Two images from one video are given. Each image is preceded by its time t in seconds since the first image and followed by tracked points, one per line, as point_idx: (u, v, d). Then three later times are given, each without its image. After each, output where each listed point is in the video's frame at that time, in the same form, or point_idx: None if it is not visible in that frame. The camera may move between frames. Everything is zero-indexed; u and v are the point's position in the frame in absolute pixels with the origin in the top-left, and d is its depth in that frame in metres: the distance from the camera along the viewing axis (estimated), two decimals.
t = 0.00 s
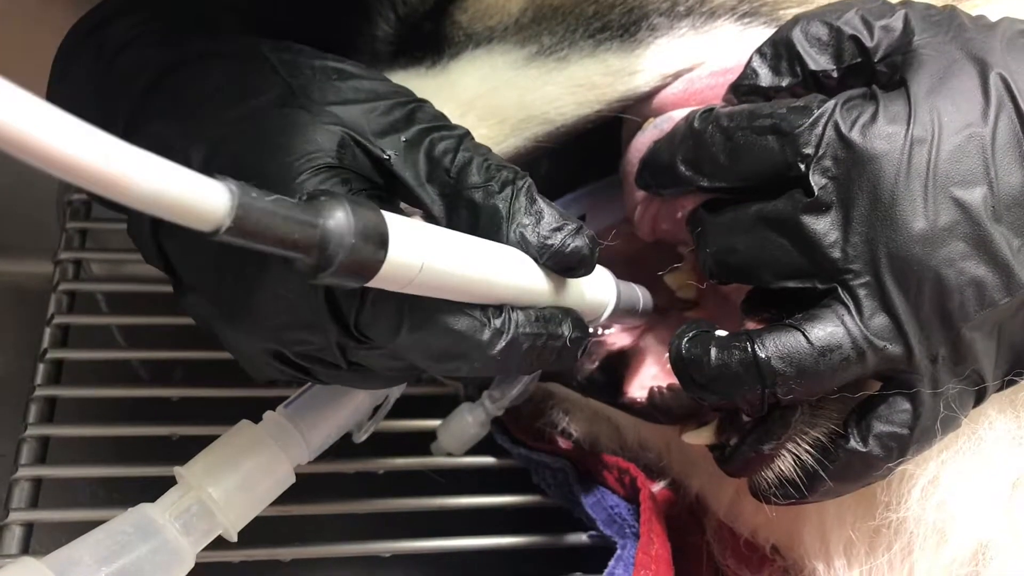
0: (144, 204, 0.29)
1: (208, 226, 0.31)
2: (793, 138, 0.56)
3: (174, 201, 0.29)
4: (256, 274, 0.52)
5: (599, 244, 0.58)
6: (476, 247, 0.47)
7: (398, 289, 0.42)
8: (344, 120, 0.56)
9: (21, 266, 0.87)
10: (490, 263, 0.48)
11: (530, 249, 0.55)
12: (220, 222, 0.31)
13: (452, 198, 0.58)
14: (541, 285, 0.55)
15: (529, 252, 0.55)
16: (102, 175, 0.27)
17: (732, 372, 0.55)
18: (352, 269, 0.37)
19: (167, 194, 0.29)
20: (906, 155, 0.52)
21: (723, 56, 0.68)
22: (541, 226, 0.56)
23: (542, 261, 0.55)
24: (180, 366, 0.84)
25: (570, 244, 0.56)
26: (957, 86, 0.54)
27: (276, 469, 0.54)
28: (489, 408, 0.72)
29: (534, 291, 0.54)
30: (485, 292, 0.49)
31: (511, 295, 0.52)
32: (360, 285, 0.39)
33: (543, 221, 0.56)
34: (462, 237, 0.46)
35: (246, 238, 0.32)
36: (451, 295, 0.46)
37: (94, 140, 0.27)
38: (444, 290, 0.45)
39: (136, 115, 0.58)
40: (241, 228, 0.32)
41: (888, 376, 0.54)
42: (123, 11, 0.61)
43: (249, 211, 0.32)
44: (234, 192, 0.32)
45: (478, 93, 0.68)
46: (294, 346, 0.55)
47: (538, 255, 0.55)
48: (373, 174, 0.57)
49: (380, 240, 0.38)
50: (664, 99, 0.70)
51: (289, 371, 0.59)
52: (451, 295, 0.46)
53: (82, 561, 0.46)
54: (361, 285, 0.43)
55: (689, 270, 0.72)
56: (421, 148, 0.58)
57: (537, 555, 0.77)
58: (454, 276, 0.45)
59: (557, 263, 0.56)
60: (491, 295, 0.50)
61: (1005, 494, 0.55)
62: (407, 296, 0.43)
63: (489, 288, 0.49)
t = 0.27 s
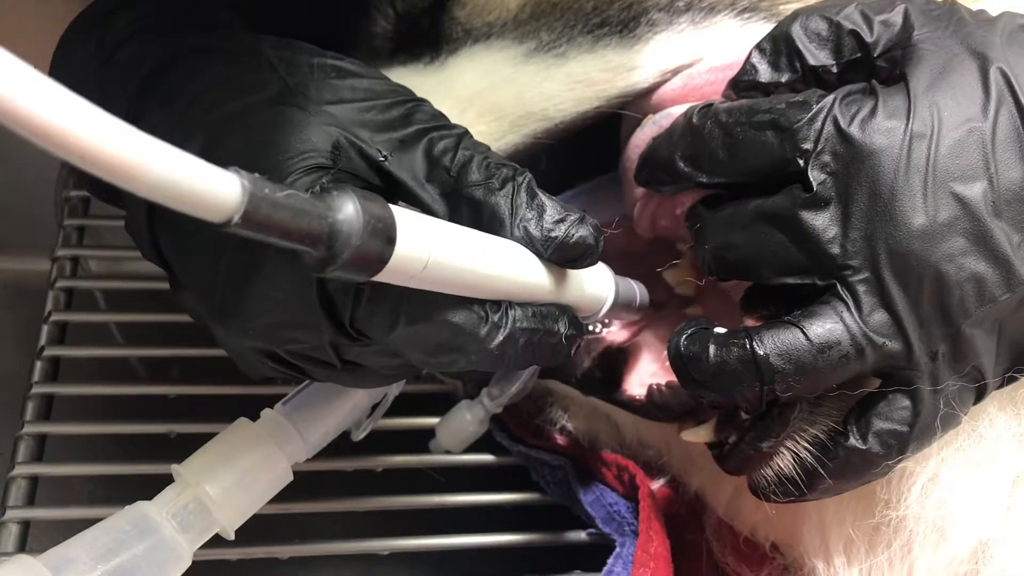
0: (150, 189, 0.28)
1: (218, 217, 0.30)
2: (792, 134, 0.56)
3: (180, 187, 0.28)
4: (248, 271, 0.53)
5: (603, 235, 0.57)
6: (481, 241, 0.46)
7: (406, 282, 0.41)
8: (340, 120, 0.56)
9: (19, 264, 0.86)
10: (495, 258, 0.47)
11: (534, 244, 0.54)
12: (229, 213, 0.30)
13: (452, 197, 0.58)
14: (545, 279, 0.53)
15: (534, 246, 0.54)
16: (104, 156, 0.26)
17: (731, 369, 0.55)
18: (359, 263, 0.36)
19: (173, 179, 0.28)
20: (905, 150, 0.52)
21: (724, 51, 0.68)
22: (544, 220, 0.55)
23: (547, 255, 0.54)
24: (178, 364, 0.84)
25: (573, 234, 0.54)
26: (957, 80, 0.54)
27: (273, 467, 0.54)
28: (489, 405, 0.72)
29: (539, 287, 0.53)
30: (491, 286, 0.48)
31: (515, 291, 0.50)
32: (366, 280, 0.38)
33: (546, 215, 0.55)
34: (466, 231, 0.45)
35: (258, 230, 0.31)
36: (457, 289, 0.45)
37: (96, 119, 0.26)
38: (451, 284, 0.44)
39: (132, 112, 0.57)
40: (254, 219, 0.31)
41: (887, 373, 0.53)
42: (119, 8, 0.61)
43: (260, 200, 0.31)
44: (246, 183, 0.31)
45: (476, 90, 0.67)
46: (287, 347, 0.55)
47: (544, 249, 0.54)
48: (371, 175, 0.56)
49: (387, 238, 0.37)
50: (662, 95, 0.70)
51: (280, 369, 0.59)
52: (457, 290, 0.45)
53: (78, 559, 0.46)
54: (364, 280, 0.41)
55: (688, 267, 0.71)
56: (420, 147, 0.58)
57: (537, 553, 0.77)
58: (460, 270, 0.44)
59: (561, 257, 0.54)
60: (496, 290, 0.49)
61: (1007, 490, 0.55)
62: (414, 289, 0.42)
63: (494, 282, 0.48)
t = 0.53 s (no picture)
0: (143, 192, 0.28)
1: (213, 217, 0.30)
2: (788, 133, 0.56)
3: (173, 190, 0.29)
4: (244, 271, 0.53)
5: (599, 236, 0.57)
6: (474, 240, 0.46)
7: (400, 282, 0.41)
8: (334, 122, 0.56)
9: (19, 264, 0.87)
10: (490, 258, 0.47)
11: (530, 244, 0.54)
12: (224, 214, 0.30)
13: (450, 196, 0.58)
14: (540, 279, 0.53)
15: (530, 247, 0.54)
16: (100, 161, 0.27)
17: (728, 368, 0.55)
18: (353, 263, 0.36)
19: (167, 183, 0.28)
20: (901, 149, 0.52)
21: (721, 50, 0.68)
22: (541, 221, 0.55)
23: (542, 256, 0.54)
24: (178, 363, 0.85)
25: (570, 235, 0.54)
26: (953, 79, 0.54)
27: (272, 466, 0.54)
28: (488, 404, 0.73)
29: (531, 285, 0.52)
30: (487, 286, 0.48)
31: (510, 290, 0.51)
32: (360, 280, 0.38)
33: (543, 215, 0.55)
34: (461, 231, 0.45)
35: (252, 232, 0.31)
36: (452, 289, 0.45)
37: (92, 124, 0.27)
38: (446, 284, 0.44)
39: (130, 113, 0.58)
40: (248, 222, 0.31)
41: (883, 371, 0.53)
42: (117, 8, 0.61)
43: (254, 202, 0.31)
44: (240, 184, 0.31)
45: (474, 90, 0.68)
46: (282, 348, 0.55)
47: (539, 249, 0.54)
48: (367, 178, 0.56)
49: (381, 238, 0.37)
50: (660, 95, 0.70)
51: (274, 369, 0.59)
52: (453, 289, 0.46)
53: (78, 557, 0.46)
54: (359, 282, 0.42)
55: (686, 266, 0.72)
56: (416, 146, 0.59)
57: (536, 551, 0.77)
58: (455, 270, 0.44)
59: (557, 257, 0.54)
60: (490, 289, 0.49)
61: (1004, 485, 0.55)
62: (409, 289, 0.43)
63: (489, 282, 0.48)
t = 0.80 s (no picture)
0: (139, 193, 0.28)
1: (208, 217, 0.30)
2: (786, 131, 0.56)
3: (169, 189, 0.28)
4: (241, 271, 0.53)
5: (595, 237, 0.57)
6: (469, 240, 0.46)
7: (396, 282, 0.41)
8: (331, 120, 0.56)
9: (18, 263, 0.87)
10: (486, 258, 0.47)
11: (527, 243, 0.54)
12: (218, 213, 0.30)
13: (448, 194, 0.58)
14: (535, 279, 0.53)
15: (527, 247, 0.54)
16: (94, 161, 0.27)
17: (724, 366, 0.55)
18: (349, 263, 0.36)
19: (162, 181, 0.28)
20: (898, 147, 0.52)
21: (720, 48, 0.68)
22: (538, 220, 0.55)
23: (538, 256, 0.54)
24: (176, 362, 0.85)
25: (567, 237, 0.54)
26: (950, 77, 0.54)
27: (271, 464, 0.54)
28: (486, 403, 0.72)
29: (527, 285, 0.52)
30: (483, 285, 0.48)
31: (506, 290, 0.50)
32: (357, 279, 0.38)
33: (540, 215, 0.55)
34: (458, 231, 0.45)
35: (247, 232, 0.31)
36: (448, 288, 0.45)
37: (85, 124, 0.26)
38: (442, 285, 0.44)
39: (127, 112, 0.58)
40: (243, 221, 0.31)
41: (880, 370, 0.53)
42: (115, 6, 0.61)
43: (247, 202, 0.31)
44: (234, 184, 0.31)
45: (472, 88, 0.68)
46: (280, 346, 0.56)
47: (535, 249, 0.54)
48: (365, 175, 0.56)
49: (376, 237, 0.37)
50: (658, 93, 0.70)
51: (271, 367, 0.59)
52: (449, 289, 0.45)
53: (76, 556, 0.46)
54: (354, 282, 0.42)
55: (683, 264, 0.72)
56: (415, 144, 0.58)
57: (534, 550, 0.77)
58: (451, 271, 0.44)
59: (553, 259, 0.54)
60: (487, 289, 0.49)
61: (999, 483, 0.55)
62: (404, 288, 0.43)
63: (485, 282, 0.48)
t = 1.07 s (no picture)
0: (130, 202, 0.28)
1: (201, 226, 0.30)
2: (783, 131, 0.56)
3: (161, 198, 0.28)
4: (237, 273, 0.53)
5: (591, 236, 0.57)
6: (464, 242, 0.47)
7: (391, 285, 0.41)
8: (327, 123, 0.56)
9: (16, 264, 0.87)
10: (481, 259, 0.47)
11: (523, 243, 0.54)
12: (212, 222, 0.30)
13: (443, 194, 0.58)
14: (531, 278, 0.53)
15: (523, 246, 0.54)
16: (83, 170, 0.27)
17: (722, 366, 0.55)
18: (344, 268, 0.36)
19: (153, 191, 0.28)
20: (895, 147, 0.52)
21: (716, 49, 0.68)
22: (534, 220, 0.55)
23: (534, 255, 0.54)
24: (175, 364, 0.85)
25: (563, 236, 0.55)
26: (947, 78, 0.54)
27: (269, 465, 0.54)
28: (484, 403, 0.72)
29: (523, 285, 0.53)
30: (480, 285, 0.48)
31: (501, 289, 0.51)
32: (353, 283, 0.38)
33: (536, 214, 0.55)
34: (451, 232, 0.45)
35: (241, 241, 0.31)
36: (442, 289, 0.45)
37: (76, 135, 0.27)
38: (436, 286, 0.44)
39: (124, 113, 0.58)
40: (236, 231, 0.31)
41: (877, 370, 0.53)
42: (113, 8, 0.61)
43: (240, 214, 0.31)
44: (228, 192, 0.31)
45: (469, 90, 0.67)
46: (277, 348, 0.56)
47: (531, 249, 0.54)
48: (361, 175, 0.56)
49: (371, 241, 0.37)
50: (655, 94, 0.70)
51: (269, 370, 0.59)
52: (443, 290, 0.46)
53: (74, 557, 0.46)
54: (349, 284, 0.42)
55: (682, 265, 0.72)
56: (410, 144, 0.58)
57: (532, 551, 0.77)
58: (445, 272, 0.44)
59: (549, 258, 0.55)
60: (481, 289, 0.49)
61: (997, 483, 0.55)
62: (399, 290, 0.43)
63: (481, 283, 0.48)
